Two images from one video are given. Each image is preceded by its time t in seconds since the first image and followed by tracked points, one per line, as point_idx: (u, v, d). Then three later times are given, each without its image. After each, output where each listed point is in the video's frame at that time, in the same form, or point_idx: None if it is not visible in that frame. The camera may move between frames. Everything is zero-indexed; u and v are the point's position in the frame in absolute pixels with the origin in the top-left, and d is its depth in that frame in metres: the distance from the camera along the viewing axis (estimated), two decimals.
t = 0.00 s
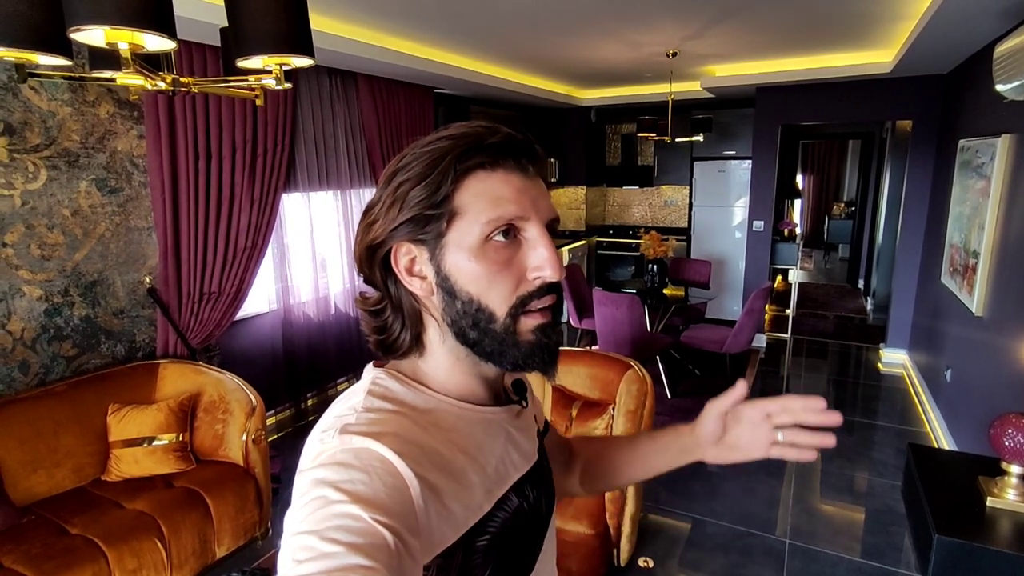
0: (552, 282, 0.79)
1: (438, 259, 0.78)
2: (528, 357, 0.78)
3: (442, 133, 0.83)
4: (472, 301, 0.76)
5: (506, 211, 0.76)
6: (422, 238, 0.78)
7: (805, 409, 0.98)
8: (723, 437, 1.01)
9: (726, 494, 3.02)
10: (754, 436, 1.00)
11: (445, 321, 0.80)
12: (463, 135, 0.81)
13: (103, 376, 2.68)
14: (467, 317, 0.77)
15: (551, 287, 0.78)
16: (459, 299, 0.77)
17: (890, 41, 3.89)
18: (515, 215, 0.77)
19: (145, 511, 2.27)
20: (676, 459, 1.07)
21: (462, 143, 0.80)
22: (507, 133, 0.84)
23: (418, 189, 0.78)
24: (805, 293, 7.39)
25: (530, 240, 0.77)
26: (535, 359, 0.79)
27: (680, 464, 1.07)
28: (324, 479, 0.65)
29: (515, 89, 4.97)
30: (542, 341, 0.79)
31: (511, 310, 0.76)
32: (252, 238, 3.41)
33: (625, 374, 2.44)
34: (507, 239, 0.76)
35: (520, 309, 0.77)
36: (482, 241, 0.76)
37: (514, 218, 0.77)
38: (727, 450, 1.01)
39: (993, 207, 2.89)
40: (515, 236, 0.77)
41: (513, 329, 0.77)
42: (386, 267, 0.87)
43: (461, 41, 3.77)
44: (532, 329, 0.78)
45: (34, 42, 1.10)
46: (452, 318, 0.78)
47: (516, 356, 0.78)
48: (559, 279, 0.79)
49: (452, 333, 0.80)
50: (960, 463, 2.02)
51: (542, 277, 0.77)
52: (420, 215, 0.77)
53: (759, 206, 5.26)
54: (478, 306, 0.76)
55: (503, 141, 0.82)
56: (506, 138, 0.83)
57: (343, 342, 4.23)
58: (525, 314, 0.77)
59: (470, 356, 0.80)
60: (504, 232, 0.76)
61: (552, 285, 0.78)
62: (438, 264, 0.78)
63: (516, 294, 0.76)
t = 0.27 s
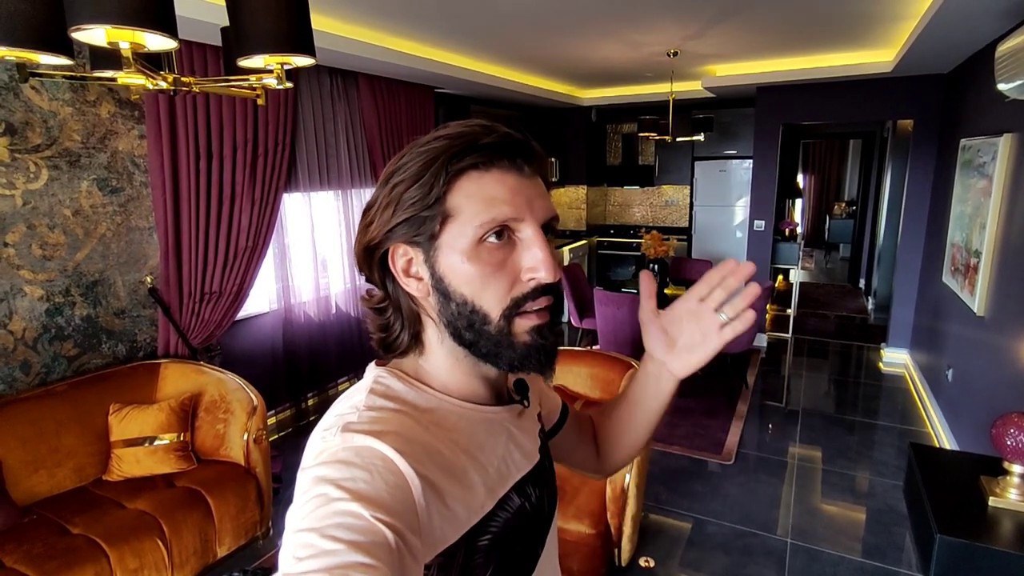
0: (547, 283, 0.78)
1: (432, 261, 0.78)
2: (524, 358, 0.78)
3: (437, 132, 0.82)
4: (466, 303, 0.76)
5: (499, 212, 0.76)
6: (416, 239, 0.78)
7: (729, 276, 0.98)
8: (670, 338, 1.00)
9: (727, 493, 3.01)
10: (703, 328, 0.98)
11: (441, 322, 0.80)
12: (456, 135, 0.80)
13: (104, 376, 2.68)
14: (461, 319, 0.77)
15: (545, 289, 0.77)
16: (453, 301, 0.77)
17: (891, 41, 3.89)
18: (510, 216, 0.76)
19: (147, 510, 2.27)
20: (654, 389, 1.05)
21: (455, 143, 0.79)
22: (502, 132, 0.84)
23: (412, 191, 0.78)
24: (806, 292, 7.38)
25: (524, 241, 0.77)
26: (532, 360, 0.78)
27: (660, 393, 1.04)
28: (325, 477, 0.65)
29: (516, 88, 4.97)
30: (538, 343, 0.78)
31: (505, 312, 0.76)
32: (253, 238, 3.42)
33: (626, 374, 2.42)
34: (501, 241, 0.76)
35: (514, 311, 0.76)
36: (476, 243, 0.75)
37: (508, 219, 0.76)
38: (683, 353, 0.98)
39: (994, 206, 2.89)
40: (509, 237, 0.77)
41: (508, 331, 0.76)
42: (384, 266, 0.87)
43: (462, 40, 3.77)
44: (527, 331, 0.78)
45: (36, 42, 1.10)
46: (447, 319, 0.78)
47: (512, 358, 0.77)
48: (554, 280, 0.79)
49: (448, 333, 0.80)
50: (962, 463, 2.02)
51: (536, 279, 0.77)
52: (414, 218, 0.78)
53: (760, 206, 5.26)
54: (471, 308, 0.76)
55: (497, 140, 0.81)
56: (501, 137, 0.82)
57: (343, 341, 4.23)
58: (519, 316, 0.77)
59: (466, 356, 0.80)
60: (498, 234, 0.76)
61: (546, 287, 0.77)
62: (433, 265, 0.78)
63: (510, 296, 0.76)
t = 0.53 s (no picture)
0: (538, 290, 0.77)
1: (423, 266, 0.78)
2: (516, 363, 0.77)
3: (428, 135, 0.82)
4: (456, 309, 0.76)
5: (488, 218, 0.76)
6: (407, 244, 0.79)
7: (674, 250, 1.01)
8: (636, 320, 1.01)
9: (728, 493, 3.01)
10: (665, 304, 1.00)
11: (433, 326, 0.80)
12: (446, 138, 0.80)
13: (105, 376, 2.68)
14: (452, 323, 0.77)
15: (535, 295, 0.77)
16: (443, 306, 0.77)
17: (891, 40, 3.88)
18: (498, 222, 0.76)
19: (147, 510, 2.27)
20: (636, 374, 1.05)
21: (443, 148, 0.78)
22: (494, 134, 0.82)
23: (403, 197, 0.78)
24: (806, 292, 7.37)
25: (514, 246, 0.76)
26: (525, 365, 0.77)
27: (643, 376, 1.05)
28: (325, 476, 0.65)
29: (516, 88, 4.97)
30: (530, 348, 0.78)
31: (495, 318, 0.76)
32: (253, 238, 3.42)
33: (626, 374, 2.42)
34: (490, 246, 0.76)
35: (505, 317, 0.76)
36: (464, 250, 0.75)
37: (496, 225, 0.76)
38: (652, 331, 1.00)
39: (996, 206, 2.88)
40: (499, 243, 0.76)
41: (499, 337, 0.76)
42: (381, 268, 0.88)
43: (463, 40, 3.77)
44: (518, 336, 0.77)
45: (36, 42, 1.10)
46: (438, 323, 0.79)
47: (504, 363, 0.77)
48: (545, 287, 0.78)
49: (442, 336, 0.79)
50: (963, 463, 2.01)
51: (526, 285, 0.76)
52: (405, 224, 0.78)
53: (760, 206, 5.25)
54: (461, 314, 0.76)
55: (487, 143, 0.80)
56: (492, 139, 0.81)
57: (344, 341, 4.23)
58: (510, 321, 0.76)
59: (461, 361, 0.79)
60: (487, 239, 0.76)
61: (536, 293, 0.76)
62: (423, 270, 0.79)
63: (499, 302, 0.76)
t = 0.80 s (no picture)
0: (529, 293, 0.77)
1: (414, 267, 0.78)
2: (506, 366, 0.77)
3: (421, 136, 0.81)
4: (446, 311, 0.76)
5: (478, 221, 0.75)
6: (399, 245, 0.79)
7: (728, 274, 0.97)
8: (670, 331, 1.00)
9: (728, 494, 3.01)
10: (704, 326, 0.97)
11: (424, 327, 0.80)
12: (438, 140, 0.79)
13: (104, 376, 2.68)
14: (443, 325, 0.77)
15: (527, 299, 0.76)
16: (434, 308, 0.77)
17: (892, 40, 3.88)
18: (489, 225, 0.75)
19: (147, 510, 2.27)
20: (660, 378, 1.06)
21: (434, 150, 0.78)
22: (487, 134, 0.82)
23: (394, 198, 0.78)
24: (807, 292, 7.36)
25: (505, 249, 0.76)
26: (516, 368, 0.78)
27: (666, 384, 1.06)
28: (317, 478, 0.65)
29: (516, 88, 4.96)
30: (521, 352, 0.77)
31: (485, 321, 0.76)
32: (253, 238, 3.42)
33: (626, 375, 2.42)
34: (481, 249, 0.76)
35: (495, 320, 0.76)
36: (454, 252, 0.75)
37: (487, 228, 0.76)
38: (685, 349, 1.00)
39: (996, 206, 2.88)
40: (490, 245, 0.76)
41: (489, 340, 0.76)
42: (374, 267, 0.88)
43: (463, 40, 3.77)
44: (509, 340, 0.77)
45: (33, 41, 1.10)
46: (429, 325, 0.79)
47: (494, 365, 0.77)
48: (537, 291, 0.77)
49: (433, 338, 0.79)
50: (962, 464, 2.01)
51: (517, 289, 0.76)
52: (396, 225, 0.78)
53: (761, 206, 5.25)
54: (451, 316, 0.76)
55: (480, 144, 0.79)
56: (484, 141, 0.80)
57: (344, 340, 4.23)
58: (500, 324, 0.76)
59: (453, 363, 0.79)
60: (478, 242, 0.76)
61: (527, 297, 0.76)
62: (414, 272, 0.79)
63: (490, 306, 0.75)
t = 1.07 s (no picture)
0: (526, 295, 0.77)
1: (412, 263, 0.78)
2: (501, 366, 0.77)
3: (423, 131, 0.81)
4: (442, 309, 0.76)
5: (478, 219, 0.75)
6: (397, 240, 0.79)
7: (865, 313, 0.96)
8: (770, 352, 1.01)
9: (727, 494, 3.01)
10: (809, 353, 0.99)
11: (418, 324, 0.80)
12: (441, 137, 0.79)
13: (103, 375, 2.68)
14: (438, 322, 0.77)
15: (524, 301, 0.77)
16: (430, 305, 0.77)
17: (891, 40, 3.88)
18: (489, 224, 0.75)
19: (145, 510, 2.27)
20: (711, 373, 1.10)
21: (439, 147, 0.78)
22: (490, 134, 0.81)
23: (394, 193, 0.78)
24: (807, 292, 7.36)
25: (504, 249, 0.76)
26: (509, 367, 0.78)
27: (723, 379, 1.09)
28: (306, 476, 0.65)
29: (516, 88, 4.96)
30: (515, 352, 0.77)
31: (481, 321, 0.76)
32: (252, 238, 3.42)
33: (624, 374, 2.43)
34: (480, 249, 0.76)
35: (490, 320, 0.76)
36: (453, 250, 0.75)
37: (487, 227, 0.76)
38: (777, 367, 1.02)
39: (995, 205, 2.88)
40: (489, 245, 0.76)
41: (484, 339, 0.76)
42: (368, 261, 0.88)
43: (462, 40, 3.77)
44: (503, 339, 0.77)
45: (28, 39, 1.10)
46: (425, 322, 0.79)
47: (488, 364, 0.77)
48: (534, 292, 0.78)
49: (426, 335, 0.79)
50: (961, 463, 2.01)
51: (515, 291, 0.76)
52: (395, 220, 0.78)
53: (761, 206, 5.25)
54: (447, 313, 0.76)
55: (483, 144, 0.79)
56: (488, 141, 0.80)
57: (344, 340, 4.23)
58: (496, 324, 0.76)
59: (445, 360, 0.79)
60: (477, 241, 0.76)
61: (524, 299, 0.76)
62: (412, 267, 0.79)
63: (487, 305, 0.76)
